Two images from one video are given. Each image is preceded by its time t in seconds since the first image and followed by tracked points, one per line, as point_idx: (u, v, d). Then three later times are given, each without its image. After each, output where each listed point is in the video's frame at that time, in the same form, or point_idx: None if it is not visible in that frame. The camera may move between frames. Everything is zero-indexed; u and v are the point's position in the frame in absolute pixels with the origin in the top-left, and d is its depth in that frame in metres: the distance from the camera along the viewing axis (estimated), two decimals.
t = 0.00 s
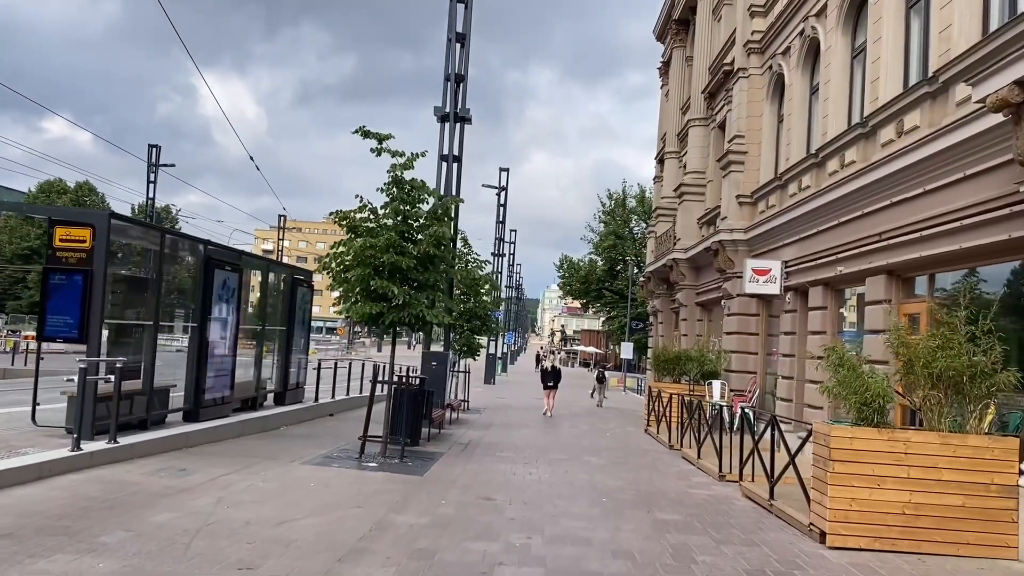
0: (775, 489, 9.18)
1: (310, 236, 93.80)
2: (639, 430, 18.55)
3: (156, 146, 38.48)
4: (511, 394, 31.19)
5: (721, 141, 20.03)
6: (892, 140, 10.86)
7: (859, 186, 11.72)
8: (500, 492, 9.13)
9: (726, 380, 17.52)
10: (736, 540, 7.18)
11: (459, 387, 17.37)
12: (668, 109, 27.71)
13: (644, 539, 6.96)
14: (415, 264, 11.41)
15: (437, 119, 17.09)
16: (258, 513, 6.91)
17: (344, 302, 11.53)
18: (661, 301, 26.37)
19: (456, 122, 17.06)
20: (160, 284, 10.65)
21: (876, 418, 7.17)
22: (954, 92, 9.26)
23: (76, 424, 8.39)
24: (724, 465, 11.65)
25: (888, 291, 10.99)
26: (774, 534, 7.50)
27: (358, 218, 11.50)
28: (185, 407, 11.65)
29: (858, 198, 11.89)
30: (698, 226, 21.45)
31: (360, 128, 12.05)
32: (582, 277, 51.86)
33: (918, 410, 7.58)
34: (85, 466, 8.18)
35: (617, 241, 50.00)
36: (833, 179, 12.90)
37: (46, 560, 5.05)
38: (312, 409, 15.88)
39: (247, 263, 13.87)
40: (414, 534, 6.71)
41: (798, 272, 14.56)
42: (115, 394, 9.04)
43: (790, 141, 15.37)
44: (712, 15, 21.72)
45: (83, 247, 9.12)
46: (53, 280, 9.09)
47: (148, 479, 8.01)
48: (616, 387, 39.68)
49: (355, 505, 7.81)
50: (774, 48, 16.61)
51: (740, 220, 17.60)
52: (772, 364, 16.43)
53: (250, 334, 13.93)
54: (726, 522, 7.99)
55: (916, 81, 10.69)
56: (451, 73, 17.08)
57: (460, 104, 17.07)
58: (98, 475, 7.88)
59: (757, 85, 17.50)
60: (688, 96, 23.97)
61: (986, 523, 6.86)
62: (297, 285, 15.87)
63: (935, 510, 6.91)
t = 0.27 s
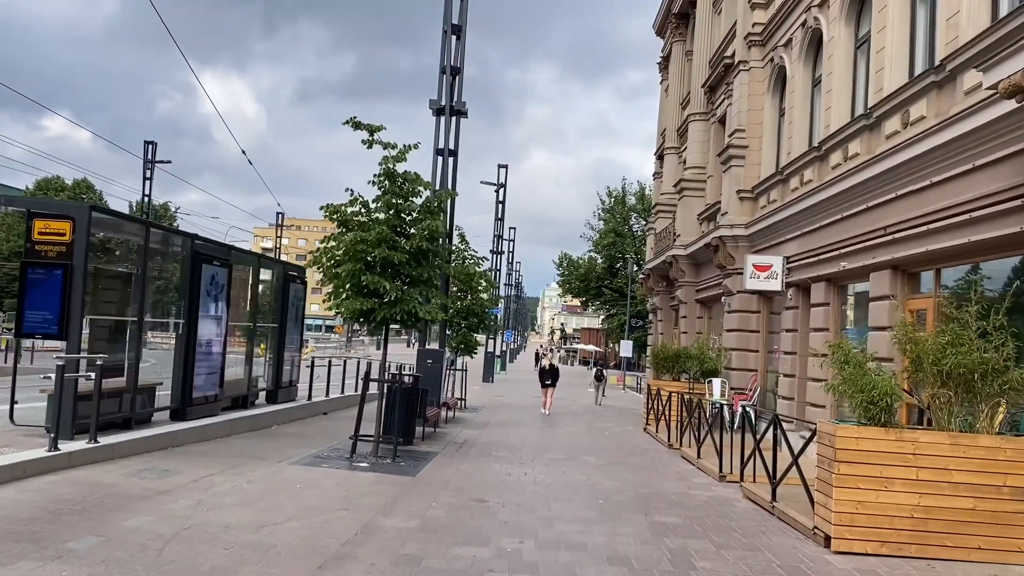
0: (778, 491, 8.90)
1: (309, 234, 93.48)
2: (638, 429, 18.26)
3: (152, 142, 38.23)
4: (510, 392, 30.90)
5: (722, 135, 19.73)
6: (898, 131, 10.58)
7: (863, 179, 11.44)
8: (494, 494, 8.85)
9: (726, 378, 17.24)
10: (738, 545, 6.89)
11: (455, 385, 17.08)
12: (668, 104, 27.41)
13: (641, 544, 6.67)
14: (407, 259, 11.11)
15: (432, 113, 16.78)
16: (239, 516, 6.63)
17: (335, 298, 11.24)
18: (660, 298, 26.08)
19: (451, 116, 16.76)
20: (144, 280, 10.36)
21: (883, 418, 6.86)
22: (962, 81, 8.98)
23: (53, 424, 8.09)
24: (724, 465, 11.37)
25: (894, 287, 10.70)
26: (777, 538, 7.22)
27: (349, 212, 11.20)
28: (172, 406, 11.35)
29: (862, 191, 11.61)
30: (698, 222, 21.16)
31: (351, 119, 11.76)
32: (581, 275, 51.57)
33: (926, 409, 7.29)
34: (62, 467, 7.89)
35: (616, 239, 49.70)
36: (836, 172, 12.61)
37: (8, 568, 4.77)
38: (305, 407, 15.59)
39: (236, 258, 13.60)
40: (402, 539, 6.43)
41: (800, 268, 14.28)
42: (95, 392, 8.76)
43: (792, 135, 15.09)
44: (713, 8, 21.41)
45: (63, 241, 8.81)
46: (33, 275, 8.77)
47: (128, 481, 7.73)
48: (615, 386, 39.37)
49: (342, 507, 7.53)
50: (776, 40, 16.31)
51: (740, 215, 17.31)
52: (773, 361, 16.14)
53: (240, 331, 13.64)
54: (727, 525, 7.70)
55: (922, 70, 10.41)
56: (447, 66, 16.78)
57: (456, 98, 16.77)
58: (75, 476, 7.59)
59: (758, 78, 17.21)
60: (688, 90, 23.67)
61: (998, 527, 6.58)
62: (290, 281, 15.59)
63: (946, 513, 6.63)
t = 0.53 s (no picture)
0: (783, 496, 8.62)
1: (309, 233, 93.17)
2: (638, 429, 17.98)
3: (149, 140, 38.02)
4: (509, 391, 30.60)
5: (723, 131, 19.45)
6: (905, 125, 10.29)
7: (869, 175, 11.16)
8: (490, 498, 8.56)
9: (728, 378, 16.95)
10: (743, 554, 6.60)
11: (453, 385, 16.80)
12: (669, 101, 27.12)
13: (643, 552, 6.39)
14: (402, 256, 10.83)
15: (429, 108, 16.48)
16: (223, 523, 6.35)
17: (328, 296, 10.96)
18: (661, 297, 25.79)
19: (449, 111, 16.47)
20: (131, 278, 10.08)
21: (895, 421, 6.57)
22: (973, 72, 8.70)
23: (32, 427, 7.82)
24: (726, 468, 11.08)
25: (901, 285, 10.42)
26: (784, 546, 6.94)
27: (343, 207, 10.92)
28: (161, 406, 11.05)
29: (868, 187, 11.33)
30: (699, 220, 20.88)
31: (345, 113, 11.48)
32: (581, 274, 51.28)
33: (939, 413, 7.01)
34: (42, 471, 7.61)
35: (616, 237, 49.41)
36: (841, 168, 12.33)
37: None
38: (300, 408, 15.31)
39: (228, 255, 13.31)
40: (392, 547, 6.14)
41: (804, 266, 14.00)
42: (77, 393, 8.47)
43: (795, 130, 14.80)
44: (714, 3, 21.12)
45: (44, 237, 8.54)
46: (12, 272, 8.54)
47: (110, 485, 7.45)
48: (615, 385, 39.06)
49: (331, 513, 7.25)
50: (779, 34, 16.02)
51: (743, 212, 17.03)
52: (776, 361, 15.87)
53: (233, 330, 13.37)
54: (731, 532, 7.42)
55: (931, 62, 10.13)
56: (444, 60, 16.49)
57: (454, 93, 16.48)
58: (55, 481, 7.31)
59: (761, 73, 16.92)
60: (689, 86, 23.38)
61: (1014, 536, 6.30)
62: (284, 279, 15.32)
63: (960, 521, 6.35)
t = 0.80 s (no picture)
0: (791, 499, 8.32)
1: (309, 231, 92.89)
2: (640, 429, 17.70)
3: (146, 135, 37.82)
4: (510, 390, 30.32)
5: (726, 126, 19.16)
6: (916, 116, 10.00)
7: (877, 168, 10.87)
8: (487, 501, 8.28)
9: (732, 376, 16.67)
10: (751, 559, 6.31)
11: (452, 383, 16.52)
12: (671, 97, 26.83)
13: (646, 558, 6.11)
14: (398, 251, 10.55)
15: (427, 101, 16.20)
16: (207, 528, 6.07)
17: (321, 292, 10.67)
18: (663, 294, 25.51)
19: (447, 105, 16.18)
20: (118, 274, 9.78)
21: (910, 421, 6.29)
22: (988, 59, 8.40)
23: (12, 426, 7.54)
24: (731, 468, 10.79)
25: (911, 280, 10.13)
26: (793, 551, 6.65)
27: (337, 201, 10.63)
28: (150, 405, 10.77)
29: (876, 180, 11.04)
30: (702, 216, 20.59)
31: (339, 104, 11.21)
32: (582, 272, 50.99)
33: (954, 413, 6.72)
34: (21, 473, 7.33)
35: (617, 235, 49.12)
36: (848, 161, 12.04)
37: None
38: (295, 406, 15.03)
39: (220, 250, 13.03)
40: (384, 553, 5.85)
41: (809, 262, 13.71)
42: (61, 392, 8.19)
43: (800, 123, 14.50)
44: None
45: (26, 230, 8.28)
46: None
47: (92, 487, 7.16)
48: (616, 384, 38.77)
49: (321, 516, 6.96)
50: (783, 26, 15.73)
51: (746, 208, 16.74)
52: (781, 359, 15.58)
53: (226, 327, 13.09)
54: (737, 536, 7.13)
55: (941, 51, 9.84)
56: (442, 53, 16.20)
57: (453, 86, 16.19)
58: (34, 483, 7.03)
59: (765, 66, 16.63)
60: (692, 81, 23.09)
61: None
62: (280, 276, 15.03)
63: (978, 526, 6.06)
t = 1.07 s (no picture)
0: (798, 505, 8.03)
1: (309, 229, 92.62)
2: (642, 429, 17.42)
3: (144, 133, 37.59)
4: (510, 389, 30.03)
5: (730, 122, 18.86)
6: (926, 110, 9.71)
7: (886, 163, 10.58)
8: (484, 506, 8.01)
9: (735, 377, 16.39)
10: (759, 571, 6.04)
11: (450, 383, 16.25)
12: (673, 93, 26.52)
13: (650, 570, 5.83)
14: (393, 248, 10.27)
15: (425, 97, 15.90)
16: (190, 537, 5.80)
17: (316, 291, 10.40)
18: (664, 293, 25.21)
19: (445, 100, 15.89)
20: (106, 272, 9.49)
21: (926, 426, 6.01)
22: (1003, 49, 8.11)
23: None
24: (735, 472, 10.50)
25: (921, 279, 9.84)
26: (803, 561, 6.38)
27: (332, 197, 10.36)
28: (141, 407, 10.49)
29: (885, 176, 10.75)
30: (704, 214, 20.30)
31: (334, 98, 10.94)
32: (583, 270, 50.70)
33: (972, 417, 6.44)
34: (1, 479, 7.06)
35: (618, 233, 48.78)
36: (855, 157, 11.75)
37: None
38: (290, 407, 14.75)
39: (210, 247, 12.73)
40: (375, 564, 5.57)
41: (815, 260, 13.42)
42: (44, 394, 7.92)
43: (806, 119, 14.21)
44: None
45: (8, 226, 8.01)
46: None
47: (75, 494, 6.90)
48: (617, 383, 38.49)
49: (311, 524, 6.68)
50: (788, 20, 15.43)
51: (750, 205, 16.45)
52: (785, 359, 15.30)
53: (219, 327, 12.81)
54: (745, 545, 6.85)
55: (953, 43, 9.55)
56: (441, 47, 15.91)
57: (451, 81, 15.89)
58: (14, 490, 6.76)
59: (769, 61, 16.33)
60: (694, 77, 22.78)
61: None
62: (274, 274, 14.75)
63: (998, 535, 5.79)
